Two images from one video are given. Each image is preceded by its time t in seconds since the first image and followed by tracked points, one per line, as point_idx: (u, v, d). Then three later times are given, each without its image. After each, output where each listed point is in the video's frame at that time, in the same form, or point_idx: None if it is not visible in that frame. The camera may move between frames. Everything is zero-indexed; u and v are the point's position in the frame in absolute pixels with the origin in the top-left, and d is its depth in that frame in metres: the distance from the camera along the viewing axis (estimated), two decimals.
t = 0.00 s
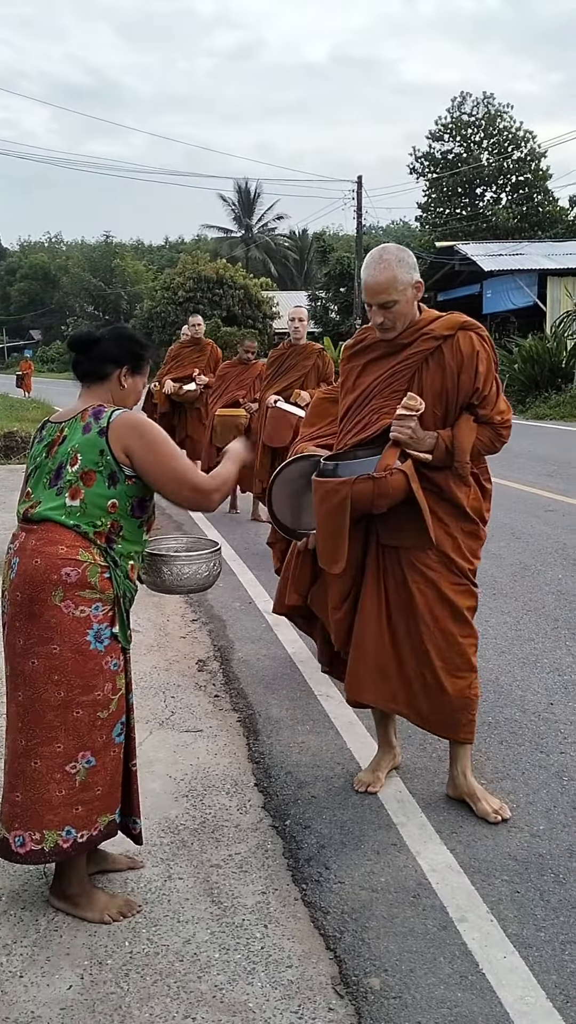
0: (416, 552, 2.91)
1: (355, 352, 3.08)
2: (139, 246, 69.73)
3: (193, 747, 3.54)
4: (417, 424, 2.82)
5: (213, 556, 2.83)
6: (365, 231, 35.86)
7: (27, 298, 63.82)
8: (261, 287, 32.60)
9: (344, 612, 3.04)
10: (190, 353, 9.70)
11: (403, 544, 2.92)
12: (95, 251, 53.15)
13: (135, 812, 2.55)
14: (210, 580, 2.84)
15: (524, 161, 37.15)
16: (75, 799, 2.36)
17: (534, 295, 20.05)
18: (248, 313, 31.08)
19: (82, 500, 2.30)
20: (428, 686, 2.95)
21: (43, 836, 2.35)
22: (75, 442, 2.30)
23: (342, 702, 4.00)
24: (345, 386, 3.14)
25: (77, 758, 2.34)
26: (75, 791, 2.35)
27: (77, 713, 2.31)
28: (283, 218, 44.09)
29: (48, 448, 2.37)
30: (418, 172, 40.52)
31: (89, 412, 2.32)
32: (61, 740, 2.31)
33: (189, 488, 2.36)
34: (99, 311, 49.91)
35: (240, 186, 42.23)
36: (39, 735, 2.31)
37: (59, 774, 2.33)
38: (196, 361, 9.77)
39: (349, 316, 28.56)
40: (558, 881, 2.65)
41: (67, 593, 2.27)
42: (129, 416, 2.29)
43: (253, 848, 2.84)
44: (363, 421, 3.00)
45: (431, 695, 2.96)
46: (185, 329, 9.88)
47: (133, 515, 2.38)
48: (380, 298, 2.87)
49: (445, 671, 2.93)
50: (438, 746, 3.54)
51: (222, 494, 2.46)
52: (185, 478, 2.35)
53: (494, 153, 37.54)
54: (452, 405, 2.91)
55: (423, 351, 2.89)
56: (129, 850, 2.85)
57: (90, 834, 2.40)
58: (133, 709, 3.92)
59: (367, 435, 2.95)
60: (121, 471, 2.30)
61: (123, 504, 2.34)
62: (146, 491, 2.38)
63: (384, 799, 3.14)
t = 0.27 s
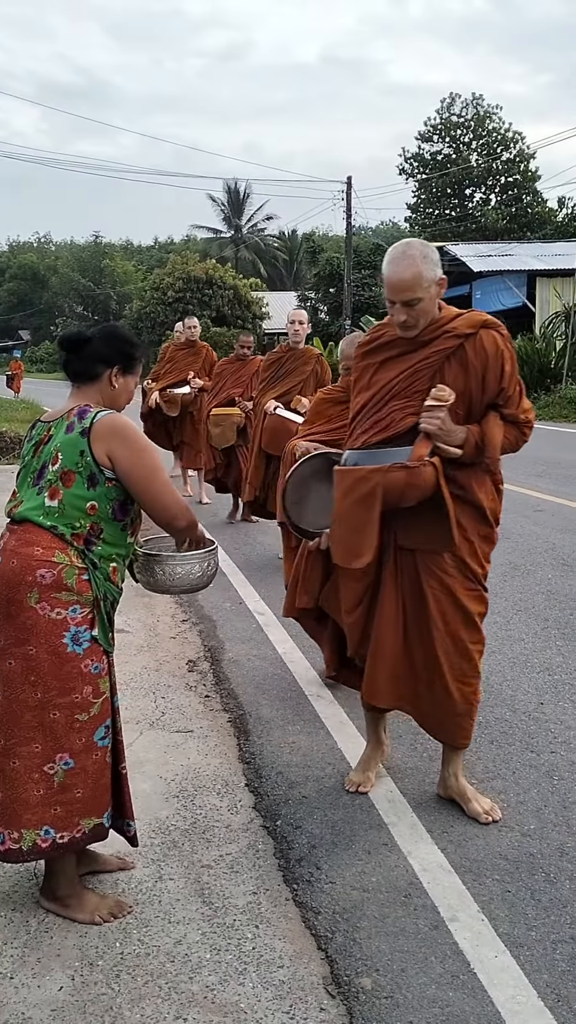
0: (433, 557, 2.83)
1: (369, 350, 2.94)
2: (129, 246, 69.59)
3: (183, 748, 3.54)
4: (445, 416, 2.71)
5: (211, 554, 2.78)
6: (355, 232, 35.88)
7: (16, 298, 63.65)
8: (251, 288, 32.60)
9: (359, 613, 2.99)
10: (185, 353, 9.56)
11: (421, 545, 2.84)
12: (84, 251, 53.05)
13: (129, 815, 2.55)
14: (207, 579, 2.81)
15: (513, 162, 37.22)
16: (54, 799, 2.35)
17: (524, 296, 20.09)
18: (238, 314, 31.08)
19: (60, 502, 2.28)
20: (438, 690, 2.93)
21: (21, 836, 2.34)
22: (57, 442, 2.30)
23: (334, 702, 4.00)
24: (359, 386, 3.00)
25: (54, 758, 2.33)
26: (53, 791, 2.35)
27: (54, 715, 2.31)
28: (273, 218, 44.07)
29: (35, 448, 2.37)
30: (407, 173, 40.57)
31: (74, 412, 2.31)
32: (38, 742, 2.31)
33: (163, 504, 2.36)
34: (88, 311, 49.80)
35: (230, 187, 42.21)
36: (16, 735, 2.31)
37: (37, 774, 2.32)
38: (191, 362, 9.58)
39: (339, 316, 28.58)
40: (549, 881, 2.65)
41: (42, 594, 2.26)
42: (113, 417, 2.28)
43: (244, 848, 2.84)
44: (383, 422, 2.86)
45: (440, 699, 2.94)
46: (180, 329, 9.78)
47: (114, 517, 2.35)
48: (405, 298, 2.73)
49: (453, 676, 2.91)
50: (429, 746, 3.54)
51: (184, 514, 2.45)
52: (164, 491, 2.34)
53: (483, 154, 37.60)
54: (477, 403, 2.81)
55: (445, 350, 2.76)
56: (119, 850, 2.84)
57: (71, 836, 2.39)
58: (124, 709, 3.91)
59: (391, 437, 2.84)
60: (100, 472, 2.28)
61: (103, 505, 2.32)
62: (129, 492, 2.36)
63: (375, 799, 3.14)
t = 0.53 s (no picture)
0: (489, 562, 2.76)
1: (410, 351, 2.86)
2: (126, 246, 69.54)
3: (183, 748, 3.53)
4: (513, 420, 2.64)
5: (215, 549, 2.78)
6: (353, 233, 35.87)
7: (14, 299, 63.64)
8: (249, 289, 32.60)
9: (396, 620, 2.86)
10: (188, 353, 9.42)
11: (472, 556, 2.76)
12: (82, 252, 53.05)
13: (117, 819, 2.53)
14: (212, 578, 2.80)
15: (511, 162, 37.23)
16: (48, 798, 2.35)
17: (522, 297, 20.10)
18: (236, 315, 31.08)
19: (61, 501, 2.28)
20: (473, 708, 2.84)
21: (15, 835, 2.34)
22: (59, 442, 2.30)
23: (333, 702, 3.99)
24: (397, 389, 2.91)
25: (50, 758, 2.33)
26: (48, 790, 2.35)
27: (51, 715, 2.30)
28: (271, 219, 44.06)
29: (36, 447, 2.37)
30: (405, 174, 40.60)
31: (76, 412, 2.31)
32: (35, 741, 2.31)
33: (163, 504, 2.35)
34: (85, 312, 49.76)
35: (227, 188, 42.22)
36: (13, 736, 2.30)
37: (32, 774, 2.32)
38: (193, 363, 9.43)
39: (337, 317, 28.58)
40: (550, 881, 2.65)
41: (42, 594, 2.26)
42: (114, 417, 2.28)
43: (243, 848, 2.83)
44: (437, 422, 2.77)
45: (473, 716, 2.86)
46: (182, 329, 9.67)
47: (114, 517, 2.36)
48: (466, 291, 2.65)
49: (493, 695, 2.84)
50: (428, 746, 3.54)
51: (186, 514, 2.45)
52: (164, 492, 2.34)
53: (481, 155, 37.60)
54: (530, 405, 2.77)
55: (498, 351, 2.71)
56: (119, 850, 2.84)
57: (66, 835, 2.39)
58: (123, 709, 3.91)
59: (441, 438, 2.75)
60: (101, 473, 2.29)
61: (103, 505, 2.32)
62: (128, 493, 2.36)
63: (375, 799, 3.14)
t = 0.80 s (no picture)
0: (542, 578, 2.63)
1: (454, 350, 2.71)
2: (129, 248, 69.66)
3: (187, 747, 3.53)
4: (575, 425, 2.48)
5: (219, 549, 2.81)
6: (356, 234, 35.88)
7: (17, 300, 63.72)
8: (252, 290, 32.62)
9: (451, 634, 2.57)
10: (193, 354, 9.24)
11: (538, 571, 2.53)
12: (86, 253, 53.10)
13: (116, 820, 2.49)
14: (218, 577, 2.83)
15: (514, 163, 37.21)
16: (58, 798, 2.35)
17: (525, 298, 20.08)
18: (239, 316, 31.09)
19: (71, 500, 2.29)
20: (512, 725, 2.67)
21: (25, 836, 2.34)
22: (67, 441, 2.30)
23: (337, 702, 3.99)
24: (437, 389, 2.75)
25: (60, 758, 2.33)
26: (58, 790, 2.35)
27: (61, 713, 2.31)
28: (274, 220, 44.07)
29: (43, 447, 2.38)
30: (408, 175, 40.60)
31: (84, 412, 2.32)
32: (45, 741, 2.31)
33: (175, 500, 2.33)
34: (88, 313, 49.80)
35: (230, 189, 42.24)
36: (24, 735, 2.30)
37: (42, 774, 2.32)
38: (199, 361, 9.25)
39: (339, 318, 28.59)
40: (554, 880, 2.65)
41: (53, 593, 2.26)
42: (122, 417, 2.28)
43: (248, 847, 2.83)
44: (486, 422, 2.62)
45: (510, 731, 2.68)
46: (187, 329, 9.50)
47: (123, 516, 2.36)
48: (526, 276, 2.54)
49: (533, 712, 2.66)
50: (432, 746, 3.53)
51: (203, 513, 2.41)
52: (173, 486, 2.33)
53: (484, 155, 37.58)
54: None
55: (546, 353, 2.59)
56: (124, 849, 2.84)
57: (75, 835, 2.39)
58: (127, 709, 3.91)
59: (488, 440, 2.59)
60: (111, 472, 2.29)
61: (113, 504, 2.32)
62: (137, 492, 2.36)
63: (379, 798, 3.14)
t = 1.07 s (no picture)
0: None
1: (517, 349, 2.39)
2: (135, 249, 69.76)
3: (192, 748, 3.53)
4: None
5: (219, 552, 2.84)
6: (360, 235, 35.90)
7: (23, 302, 63.83)
8: (257, 291, 32.64)
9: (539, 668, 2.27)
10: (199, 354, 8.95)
11: None
12: (92, 254, 53.19)
13: (132, 814, 2.55)
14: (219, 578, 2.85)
15: (520, 163, 37.17)
16: (67, 796, 2.36)
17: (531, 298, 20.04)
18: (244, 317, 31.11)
19: (88, 499, 2.29)
20: None
21: (34, 835, 2.35)
22: (86, 440, 2.30)
23: (341, 702, 3.99)
24: (497, 393, 2.42)
25: (70, 757, 2.33)
26: (66, 789, 2.35)
27: (72, 711, 2.31)
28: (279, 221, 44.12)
29: (57, 446, 2.37)
30: (413, 176, 40.59)
31: (103, 412, 2.33)
32: (55, 739, 2.31)
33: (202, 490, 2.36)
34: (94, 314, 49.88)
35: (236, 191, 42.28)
36: (35, 733, 2.30)
37: (51, 772, 2.32)
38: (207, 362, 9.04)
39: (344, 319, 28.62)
40: (558, 880, 2.64)
41: (67, 591, 2.26)
42: (143, 419, 2.31)
43: (253, 848, 2.83)
44: (560, 429, 2.30)
45: None
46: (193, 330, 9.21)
47: (136, 516, 2.36)
48: None
49: None
50: (437, 746, 3.54)
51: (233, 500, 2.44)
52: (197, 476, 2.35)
53: (489, 156, 37.54)
54: None
55: None
56: (128, 849, 2.85)
57: (80, 834, 2.39)
58: (132, 709, 3.91)
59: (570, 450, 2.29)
60: (129, 473, 2.30)
61: (128, 505, 2.33)
62: (150, 492, 2.37)
63: (384, 799, 3.14)
